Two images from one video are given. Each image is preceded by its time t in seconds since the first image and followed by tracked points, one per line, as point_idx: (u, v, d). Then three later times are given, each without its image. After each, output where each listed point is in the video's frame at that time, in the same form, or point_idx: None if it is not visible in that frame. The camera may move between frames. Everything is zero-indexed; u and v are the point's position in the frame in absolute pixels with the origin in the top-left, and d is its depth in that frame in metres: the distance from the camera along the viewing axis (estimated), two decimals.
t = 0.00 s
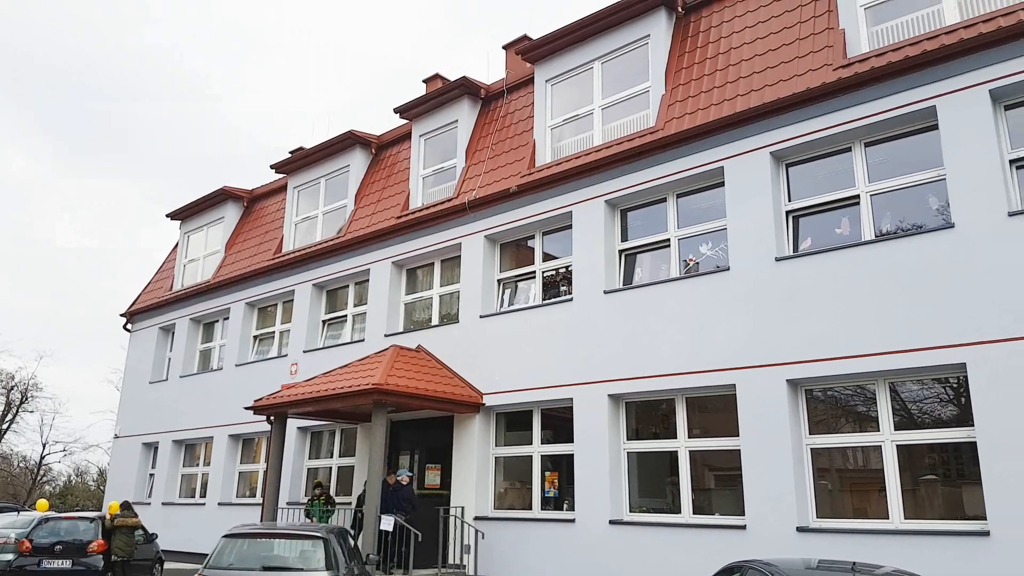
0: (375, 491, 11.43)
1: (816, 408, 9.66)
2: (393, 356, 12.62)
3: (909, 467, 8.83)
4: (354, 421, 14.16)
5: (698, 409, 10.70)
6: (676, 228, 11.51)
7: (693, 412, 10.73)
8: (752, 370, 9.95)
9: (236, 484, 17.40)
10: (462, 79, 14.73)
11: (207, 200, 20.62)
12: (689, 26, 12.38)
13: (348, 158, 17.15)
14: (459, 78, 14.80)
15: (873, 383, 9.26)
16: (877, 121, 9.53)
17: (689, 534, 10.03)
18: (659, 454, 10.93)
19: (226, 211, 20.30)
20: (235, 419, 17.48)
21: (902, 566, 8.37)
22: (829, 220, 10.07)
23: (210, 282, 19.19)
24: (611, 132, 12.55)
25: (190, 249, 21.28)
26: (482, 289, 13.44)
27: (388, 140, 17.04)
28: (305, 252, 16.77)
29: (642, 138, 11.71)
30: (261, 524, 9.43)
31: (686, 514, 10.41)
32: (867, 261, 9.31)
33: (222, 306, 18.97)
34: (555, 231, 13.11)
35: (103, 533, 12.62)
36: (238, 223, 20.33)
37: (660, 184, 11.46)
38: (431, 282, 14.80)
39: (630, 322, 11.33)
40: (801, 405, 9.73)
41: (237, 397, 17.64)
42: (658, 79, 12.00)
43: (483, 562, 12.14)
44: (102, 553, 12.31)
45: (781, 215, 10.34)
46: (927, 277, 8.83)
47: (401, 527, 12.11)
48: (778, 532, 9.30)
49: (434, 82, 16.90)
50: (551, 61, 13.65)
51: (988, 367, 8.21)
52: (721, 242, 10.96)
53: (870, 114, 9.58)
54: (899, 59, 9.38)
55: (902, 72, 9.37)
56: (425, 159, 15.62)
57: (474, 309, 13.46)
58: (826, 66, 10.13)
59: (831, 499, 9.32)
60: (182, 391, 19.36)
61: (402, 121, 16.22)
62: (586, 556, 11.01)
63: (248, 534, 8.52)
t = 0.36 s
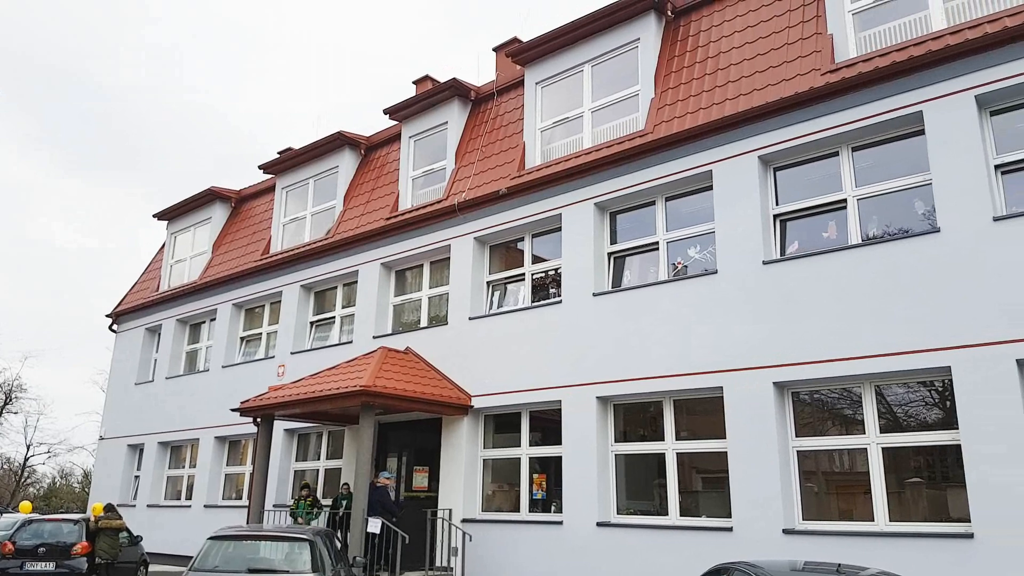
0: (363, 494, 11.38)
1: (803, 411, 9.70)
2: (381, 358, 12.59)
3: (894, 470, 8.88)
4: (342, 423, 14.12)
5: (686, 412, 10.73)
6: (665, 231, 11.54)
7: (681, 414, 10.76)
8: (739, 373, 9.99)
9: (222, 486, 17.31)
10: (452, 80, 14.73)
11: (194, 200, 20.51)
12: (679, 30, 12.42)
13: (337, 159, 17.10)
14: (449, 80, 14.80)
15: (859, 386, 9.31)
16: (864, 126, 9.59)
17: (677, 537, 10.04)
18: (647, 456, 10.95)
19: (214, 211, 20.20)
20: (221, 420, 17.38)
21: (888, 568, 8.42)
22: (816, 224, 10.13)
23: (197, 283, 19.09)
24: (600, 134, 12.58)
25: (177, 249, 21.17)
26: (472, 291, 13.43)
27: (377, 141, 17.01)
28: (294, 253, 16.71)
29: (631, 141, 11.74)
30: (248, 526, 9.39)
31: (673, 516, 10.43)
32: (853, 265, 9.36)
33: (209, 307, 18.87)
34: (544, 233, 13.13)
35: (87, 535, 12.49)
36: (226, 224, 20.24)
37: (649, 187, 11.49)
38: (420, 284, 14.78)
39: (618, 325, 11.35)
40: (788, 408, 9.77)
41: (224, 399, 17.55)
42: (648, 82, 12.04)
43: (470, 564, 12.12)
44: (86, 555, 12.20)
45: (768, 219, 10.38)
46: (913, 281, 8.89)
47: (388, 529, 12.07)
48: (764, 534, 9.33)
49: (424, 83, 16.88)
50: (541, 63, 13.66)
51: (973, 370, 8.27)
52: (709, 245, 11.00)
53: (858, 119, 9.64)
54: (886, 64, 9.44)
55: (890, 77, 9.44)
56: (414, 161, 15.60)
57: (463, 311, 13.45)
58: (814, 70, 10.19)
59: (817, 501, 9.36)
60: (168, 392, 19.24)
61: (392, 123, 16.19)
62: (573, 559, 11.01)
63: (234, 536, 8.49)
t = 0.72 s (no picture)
0: (348, 494, 11.34)
1: (787, 411, 9.75)
2: (367, 358, 12.56)
3: (878, 471, 8.94)
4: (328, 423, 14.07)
5: (672, 412, 10.76)
6: (652, 232, 11.58)
7: (666, 415, 10.79)
8: (724, 374, 10.02)
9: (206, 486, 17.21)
10: (440, 80, 14.72)
11: (179, 199, 20.39)
12: (666, 33, 12.47)
13: (324, 158, 17.05)
14: (437, 80, 14.79)
15: (843, 388, 9.37)
16: (849, 129, 9.65)
17: (662, 537, 10.07)
18: (633, 457, 10.97)
19: (199, 210, 20.09)
20: (205, 420, 17.28)
21: (871, 568, 8.47)
22: (801, 226, 10.19)
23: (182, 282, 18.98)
24: (588, 136, 12.60)
25: (162, 248, 21.03)
26: (458, 292, 13.42)
27: (365, 140, 16.96)
28: (280, 252, 16.63)
29: (619, 143, 11.77)
30: (231, 526, 9.34)
31: (659, 517, 10.45)
32: (838, 267, 9.42)
33: (194, 307, 18.76)
34: (531, 234, 13.14)
35: (69, 536, 12.39)
36: (211, 223, 20.13)
37: (637, 188, 11.52)
38: (407, 284, 14.75)
39: (604, 326, 11.37)
40: (772, 409, 9.81)
41: (209, 398, 17.44)
42: (635, 84, 12.07)
43: (456, 564, 12.11)
44: (68, 556, 12.08)
45: (754, 221, 10.43)
46: (895, 284, 8.96)
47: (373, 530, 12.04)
48: (748, 534, 9.37)
49: (412, 83, 16.86)
50: (529, 64, 13.67)
51: (956, 372, 8.34)
52: (695, 247, 11.04)
53: (844, 122, 9.70)
54: (871, 69, 9.51)
55: (875, 81, 9.51)
56: (402, 160, 15.57)
57: (450, 311, 13.43)
58: (800, 74, 10.25)
59: (801, 502, 9.41)
60: (152, 392, 19.12)
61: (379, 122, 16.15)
62: (559, 559, 11.01)
63: (218, 536, 8.44)
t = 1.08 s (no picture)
0: (334, 494, 11.31)
1: (773, 412, 9.79)
2: (355, 357, 12.53)
3: (862, 471, 8.99)
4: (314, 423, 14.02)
5: (658, 412, 10.78)
6: (640, 233, 11.61)
7: (653, 415, 10.81)
8: (711, 375, 10.05)
9: (191, 486, 17.11)
10: (429, 80, 14.69)
11: (165, 196, 20.27)
12: (655, 34, 12.50)
13: (311, 157, 16.99)
14: (426, 79, 14.77)
15: (829, 388, 9.42)
16: (836, 132, 9.71)
17: (648, 537, 10.09)
18: (620, 457, 11.00)
19: (185, 208, 19.98)
20: (191, 420, 17.17)
21: (854, 568, 8.53)
22: (787, 228, 10.24)
23: (167, 281, 18.86)
24: (576, 136, 12.61)
25: (147, 246, 20.89)
26: (447, 291, 13.40)
27: (352, 139, 16.91)
28: (266, 251, 16.56)
29: (607, 143, 11.79)
30: (216, 526, 9.30)
31: (645, 517, 10.48)
32: (824, 268, 9.47)
33: (179, 305, 18.65)
34: (520, 234, 13.14)
35: (53, 535, 12.21)
36: (197, 221, 20.01)
37: (625, 189, 11.54)
38: (395, 284, 14.71)
39: (592, 326, 11.39)
40: (758, 410, 9.86)
41: (194, 398, 17.34)
42: (624, 85, 12.10)
43: (442, 564, 12.09)
44: (51, 556, 11.94)
45: (740, 222, 10.47)
46: (880, 285, 9.02)
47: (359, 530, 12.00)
48: (734, 534, 9.42)
49: (401, 82, 16.82)
50: (518, 64, 13.67)
51: (939, 373, 8.41)
52: (682, 248, 11.07)
53: (830, 125, 9.75)
54: (858, 71, 9.56)
55: (861, 84, 9.56)
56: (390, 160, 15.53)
57: (438, 311, 13.41)
58: (787, 76, 10.29)
59: (786, 502, 9.46)
60: (137, 391, 18.99)
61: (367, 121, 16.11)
62: (545, 559, 11.02)
63: (202, 536, 8.40)
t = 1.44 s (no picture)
0: (319, 494, 11.26)
1: (757, 412, 9.83)
2: (340, 357, 12.48)
3: (845, 471, 9.05)
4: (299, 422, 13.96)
5: (644, 412, 10.81)
6: (626, 233, 11.63)
7: (638, 415, 10.84)
8: (696, 375, 10.09)
9: (175, 485, 17.01)
10: (416, 78, 14.66)
11: (149, 194, 20.12)
12: (642, 35, 12.53)
13: (297, 155, 16.91)
14: (413, 77, 14.73)
15: (813, 389, 9.48)
16: (821, 134, 9.76)
17: (633, 536, 10.11)
18: (605, 457, 11.01)
19: (169, 205, 19.84)
20: (174, 419, 17.05)
21: (837, 567, 8.58)
22: (772, 229, 10.29)
23: (150, 278, 18.73)
24: (563, 136, 12.62)
25: (130, 243, 20.73)
26: (433, 291, 13.38)
27: (339, 137, 16.85)
28: (251, 249, 16.47)
29: (594, 144, 11.80)
30: (199, 526, 9.24)
31: (630, 516, 10.50)
32: (809, 270, 9.52)
33: (163, 304, 18.52)
34: (507, 234, 13.14)
35: (33, 535, 12.09)
36: (182, 218, 19.88)
37: (612, 190, 11.56)
38: (381, 282, 14.67)
39: (578, 326, 11.40)
40: (742, 410, 9.90)
41: (178, 396, 17.23)
42: (611, 86, 12.12)
43: (427, 563, 12.07)
44: (32, 556, 11.80)
45: (726, 224, 10.52)
46: (864, 287, 9.08)
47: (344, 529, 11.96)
48: (718, 533, 9.46)
49: (388, 80, 16.77)
50: (506, 64, 13.66)
51: (922, 373, 8.48)
52: (668, 249, 11.10)
53: (815, 127, 9.81)
54: (843, 74, 9.62)
55: (847, 87, 9.62)
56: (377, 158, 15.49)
57: (424, 310, 13.38)
58: (773, 78, 10.34)
59: (770, 501, 9.51)
60: (120, 390, 18.84)
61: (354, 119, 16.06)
62: (531, 559, 11.03)
63: (185, 536, 8.35)
